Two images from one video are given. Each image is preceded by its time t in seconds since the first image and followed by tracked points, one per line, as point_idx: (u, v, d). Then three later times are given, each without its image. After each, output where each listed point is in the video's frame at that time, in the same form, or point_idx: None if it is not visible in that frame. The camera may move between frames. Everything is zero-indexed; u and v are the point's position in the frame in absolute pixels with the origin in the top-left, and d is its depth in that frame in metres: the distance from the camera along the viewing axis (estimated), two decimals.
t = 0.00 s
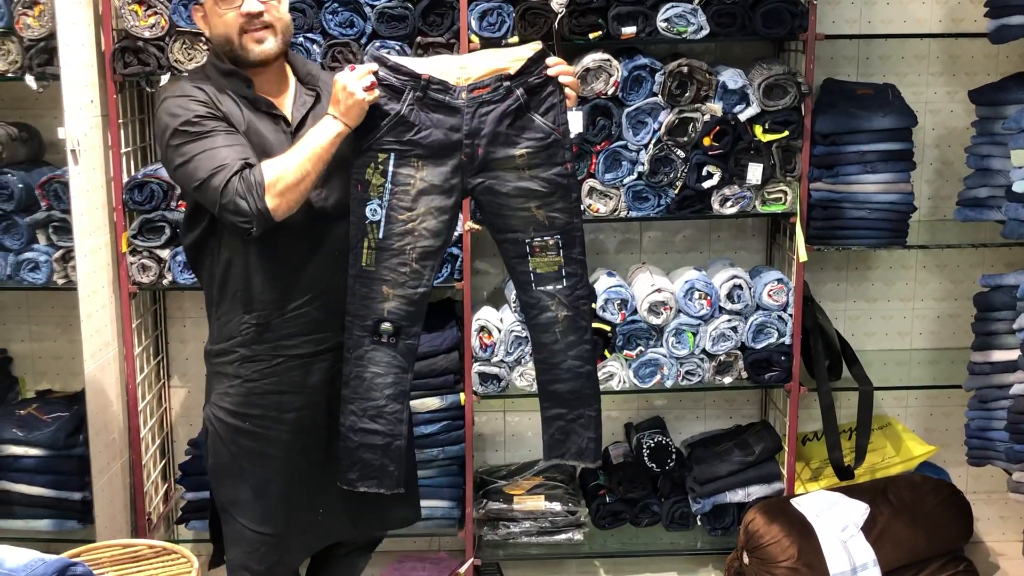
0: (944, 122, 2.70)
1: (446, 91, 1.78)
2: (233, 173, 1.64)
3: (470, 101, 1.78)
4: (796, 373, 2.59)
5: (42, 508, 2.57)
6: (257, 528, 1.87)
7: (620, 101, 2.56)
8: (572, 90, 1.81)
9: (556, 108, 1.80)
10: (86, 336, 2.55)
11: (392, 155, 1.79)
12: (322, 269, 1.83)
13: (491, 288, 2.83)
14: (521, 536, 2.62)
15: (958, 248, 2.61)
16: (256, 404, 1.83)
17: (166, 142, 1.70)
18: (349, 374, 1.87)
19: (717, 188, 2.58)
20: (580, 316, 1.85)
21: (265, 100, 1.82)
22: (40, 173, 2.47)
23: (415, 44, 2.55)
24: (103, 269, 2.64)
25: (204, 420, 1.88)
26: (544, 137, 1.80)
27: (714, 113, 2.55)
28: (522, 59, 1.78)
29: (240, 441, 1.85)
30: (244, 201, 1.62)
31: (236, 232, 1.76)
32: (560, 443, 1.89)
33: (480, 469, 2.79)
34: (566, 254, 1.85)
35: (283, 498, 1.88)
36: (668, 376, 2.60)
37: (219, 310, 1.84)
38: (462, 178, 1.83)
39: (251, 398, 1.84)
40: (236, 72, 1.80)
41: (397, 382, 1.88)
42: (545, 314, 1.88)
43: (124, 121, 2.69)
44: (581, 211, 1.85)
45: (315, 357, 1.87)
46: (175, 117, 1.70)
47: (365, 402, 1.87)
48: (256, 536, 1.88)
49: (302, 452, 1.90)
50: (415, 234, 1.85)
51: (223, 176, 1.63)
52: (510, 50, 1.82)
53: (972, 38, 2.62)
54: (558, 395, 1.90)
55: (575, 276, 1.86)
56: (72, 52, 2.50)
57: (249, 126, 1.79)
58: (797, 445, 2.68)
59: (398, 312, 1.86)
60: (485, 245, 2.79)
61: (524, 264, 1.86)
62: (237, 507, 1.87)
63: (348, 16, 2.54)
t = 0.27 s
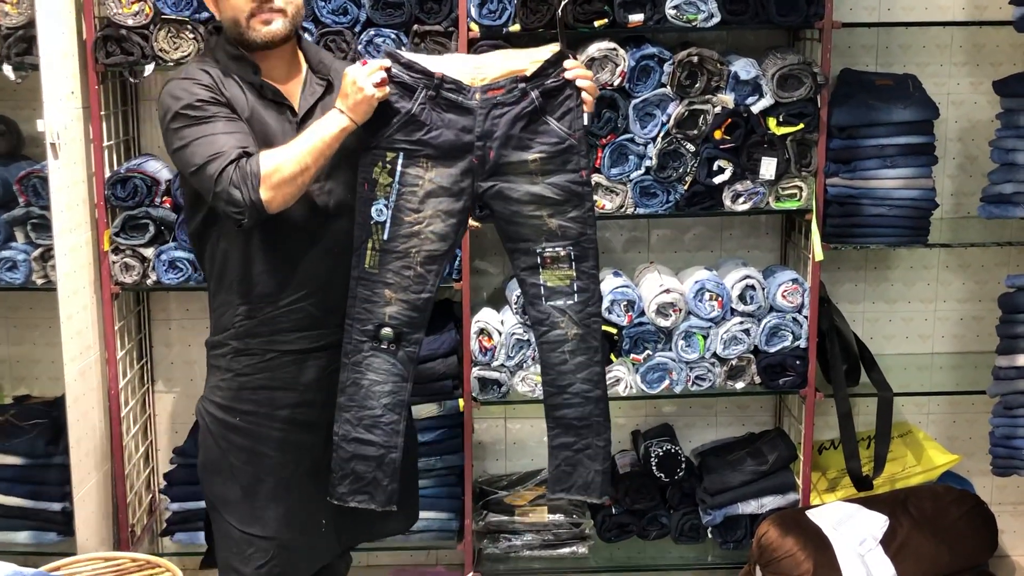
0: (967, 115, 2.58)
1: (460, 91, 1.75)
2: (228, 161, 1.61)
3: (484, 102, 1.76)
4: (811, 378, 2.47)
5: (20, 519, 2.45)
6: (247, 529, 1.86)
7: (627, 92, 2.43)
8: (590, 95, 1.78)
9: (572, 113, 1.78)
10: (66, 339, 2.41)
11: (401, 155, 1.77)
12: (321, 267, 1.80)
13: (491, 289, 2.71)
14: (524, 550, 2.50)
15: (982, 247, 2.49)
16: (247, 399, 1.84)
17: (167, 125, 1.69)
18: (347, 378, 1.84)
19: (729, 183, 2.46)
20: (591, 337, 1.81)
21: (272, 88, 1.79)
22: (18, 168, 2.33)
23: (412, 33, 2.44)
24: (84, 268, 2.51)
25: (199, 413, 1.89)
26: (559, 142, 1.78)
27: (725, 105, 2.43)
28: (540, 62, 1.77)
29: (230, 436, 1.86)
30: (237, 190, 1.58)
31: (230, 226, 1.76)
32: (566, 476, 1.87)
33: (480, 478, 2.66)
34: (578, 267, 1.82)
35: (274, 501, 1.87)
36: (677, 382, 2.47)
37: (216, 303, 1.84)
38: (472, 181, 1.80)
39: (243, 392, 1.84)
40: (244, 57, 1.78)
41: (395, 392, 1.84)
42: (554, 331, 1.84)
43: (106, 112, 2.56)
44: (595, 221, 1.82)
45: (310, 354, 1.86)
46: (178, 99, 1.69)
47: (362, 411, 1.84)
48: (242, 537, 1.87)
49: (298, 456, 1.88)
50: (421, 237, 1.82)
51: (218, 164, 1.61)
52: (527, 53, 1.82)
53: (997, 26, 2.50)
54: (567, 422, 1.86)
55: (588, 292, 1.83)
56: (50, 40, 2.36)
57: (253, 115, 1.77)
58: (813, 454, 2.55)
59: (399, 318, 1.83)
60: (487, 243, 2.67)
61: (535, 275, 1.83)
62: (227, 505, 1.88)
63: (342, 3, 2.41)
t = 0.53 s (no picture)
0: (976, 112, 2.54)
1: (465, 95, 1.71)
2: (226, 161, 1.58)
3: (489, 107, 1.72)
4: (817, 380, 2.43)
5: (13, 524, 2.40)
6: (254, 532, 1.81)
7: (630, 89, 2.39)
8: (596, 101, 1.74)
9: (578, 119, 1.74)
10: (60, 340, 2.38)
11: (404, 160, 1.72)
12: (322, 264, 1.79)
13: (492, 289, 2.67)
14: (525, 554, 2.47)
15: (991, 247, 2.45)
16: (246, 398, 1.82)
17: (170, 123, 1.67)
18: (350, 381, 1.79)
19: (733, 182, 2.42)
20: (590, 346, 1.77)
21: (276, 86, 1.77)
22: (12, 166, 2.27)
23: (411, 29, 2.40)
24: (79, 267, 2.48)
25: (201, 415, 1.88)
26: (563, 148, 1.74)
27: (730, 102, 2.39)
28: (546, 66, 1.73)
29: (232, 436, 1.84)
30: (234, 191, 1.56)
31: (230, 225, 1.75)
32: (561, 487, 1.81)
33: (480, 482, 2.63)
34: (582, 276, 1.78)
35: (281, 501, 1.82)
36: (680, 384, 2.43)
37: (219, 303, 1.83)
38: (476, 187, 1.76)
39: (242, 391, 1.83)
40: (250, 55, 1.76)
41: (400, 395, 1.79)
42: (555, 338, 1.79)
43: (101, 110, 2.53)
44: (599, 232, 1.78)
45: (309, 352, 1.84)
46: (180, 99, 1.67)
47: (366, 414, 1.79)
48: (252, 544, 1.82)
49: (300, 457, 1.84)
50: (425, 241, 1.77)
51: (216, 164, 1.59)
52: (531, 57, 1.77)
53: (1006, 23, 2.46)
54: (564, 432, 1.81)
55: (590, 301, 1.78)
56: (45, 37, 2.33)
57: (255, 114, 1.75)
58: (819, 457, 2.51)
59: (403, 321, 1.78)
60: (488, 243, 2.63)
61: (538, 283, 1.79)
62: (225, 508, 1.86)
63: None
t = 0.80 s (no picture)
0: (981, 111, 2.52)
1: (463, 90, 1.70)
2: (227, 158, 1.56)
3: (487, 102, 1.71)
4: (821, 381, 2.41)
5: (11, 524, 2.39)
6: (247, 527, 1.82)
7: (633, 88, 2.38)
8: (595, 93, 1.71)
9: (577, 111, 1.72)
10: (59, 338, 2.36)
11: (404, 156, 1.72)
12: (325, 263, 1.76)
13: (493, 289, 2.65)
14: (526, 556, 2.45)
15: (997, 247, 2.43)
16: (246, 397, 1.79)
17: (168, 120, 1.65)
18: (353, 376, 1.78)
19: (737, 181, 2.40)
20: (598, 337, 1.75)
21: (275, 83, 1.73)
22: (9, 164, 2.26)
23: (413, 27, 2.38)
24: (77, 266, 2.46)
25: (197, 412, 1.84)
26: (562, 142, 1.72)
27: (734, 100, 2.36)
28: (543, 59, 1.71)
29: (230, 435, 1.80)
30: (234, 186, 1.54)
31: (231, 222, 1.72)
32: (577, 476, 1.80)
33: (481, 483, 2.61)
34: (586, 269, 1.76)
35: (275, 500, 1.82)
36: (683, 385, 2.41)
37: (218, 299, 1.80)
38: (476, 181, 1.75)
39: (242, 390, 1.79)
40: (248, 53, 1.72)
41: (403, 389, 1.77)
42: (562, 331, 1.78)
43: (100, 108, 2.51)
44: (600, 222, 1.76)
45: (311, 352, 1.80)
46: (179, 95, 1.64)
47: (370, 407, 1.78)
48: (243, 538, 1.83)
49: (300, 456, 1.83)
50: (426, 238, 1.75)
51: (217, 160, 1.57)
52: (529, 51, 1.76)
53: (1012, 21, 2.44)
54: (576, 423, 1.80)
55: (594, 294, 1.77)
56: (44, 35, 2.31)
57: (254, 111, 1.72)
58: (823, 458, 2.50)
59: (405, 316, 1.77)
60: (489, 243, 2.61)
61: (541, 276, 1.77)
62: (225, 507, 1.84)
63: None
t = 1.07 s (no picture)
0: (988, 110, 2.50)
1: (466, 100, 1.71)
2: (243, 174, 1.58)
3: (490, 111, 1.72)
4: (825, 381, 2.39)
5: (11, 523, 2.37)
6: (244, 532, 1.83)
7: (636, 85, 2.36)
8: (597, 103, 1.73)
9: (580, 122, 1.73)
10: (60, 336, 2.35)
11: (408, 166, 1.73)
12: (323, 271, 1.75)
13: (496, 287, 2.63)
14: (528, 556, 2.44)
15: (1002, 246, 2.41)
16: (244, 404, 1.78)
17: (170, 130, 1.63)
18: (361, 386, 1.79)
19: (741, 179, 2.39)
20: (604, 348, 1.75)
21: (275, 91, 1.71)
22: (9, 161, 2.25)
23: (416, 23, 2.37)
24: (78, 264, 2.45)
25: (195, 417, 1.84)
26: (566, 152, 1.72)
27: (738, 98, 2.35)
28: (546, 69, 1.73)
29: (228, 441, 1.81)
30: (252, 205, 1.57)
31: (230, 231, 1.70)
32: (585, 481, 1.80)
33: (483, 483, 2.59)
34: (590, 278, 1.76)
35: (274, 506, 1.83)
36: (686, 384, 2.40)
37: (214, 307, 1.77)
38: (480, 191, 1.76)
39: (240, 398, 1.79)
40: (247, 62, 1.67)
41: (412, 399, 1.79)
42: (567, 340, 1.78)
43: (101, 104, 2.50)
44: (603, 233, 1.76)
45: (307, 358, 1.80)
46: (181, 107, 1.63)
47: (379, 416, 1.80)
48: (243, 540, 1.84)
49: (301, 461, 1.84)
50: (431, 247, 1.77)
51: (230, 177, 1.58)
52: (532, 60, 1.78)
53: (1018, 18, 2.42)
54: (582, 429, 1.79)
55: (598, 302, 1.77)
56: (44, 30, 2.30)
57: (257, 120, 1.71)
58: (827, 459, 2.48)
59: (414, 325, 1.78)
60: (492, 241, 2.60)
61: (547, 286, 1.77)
62: (227, 506, 1.83)
63: None
